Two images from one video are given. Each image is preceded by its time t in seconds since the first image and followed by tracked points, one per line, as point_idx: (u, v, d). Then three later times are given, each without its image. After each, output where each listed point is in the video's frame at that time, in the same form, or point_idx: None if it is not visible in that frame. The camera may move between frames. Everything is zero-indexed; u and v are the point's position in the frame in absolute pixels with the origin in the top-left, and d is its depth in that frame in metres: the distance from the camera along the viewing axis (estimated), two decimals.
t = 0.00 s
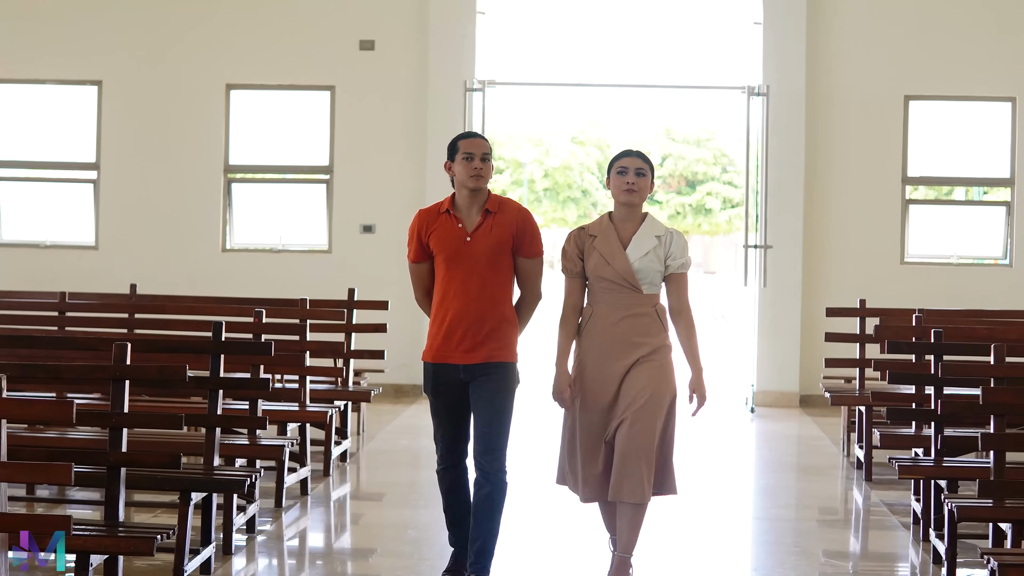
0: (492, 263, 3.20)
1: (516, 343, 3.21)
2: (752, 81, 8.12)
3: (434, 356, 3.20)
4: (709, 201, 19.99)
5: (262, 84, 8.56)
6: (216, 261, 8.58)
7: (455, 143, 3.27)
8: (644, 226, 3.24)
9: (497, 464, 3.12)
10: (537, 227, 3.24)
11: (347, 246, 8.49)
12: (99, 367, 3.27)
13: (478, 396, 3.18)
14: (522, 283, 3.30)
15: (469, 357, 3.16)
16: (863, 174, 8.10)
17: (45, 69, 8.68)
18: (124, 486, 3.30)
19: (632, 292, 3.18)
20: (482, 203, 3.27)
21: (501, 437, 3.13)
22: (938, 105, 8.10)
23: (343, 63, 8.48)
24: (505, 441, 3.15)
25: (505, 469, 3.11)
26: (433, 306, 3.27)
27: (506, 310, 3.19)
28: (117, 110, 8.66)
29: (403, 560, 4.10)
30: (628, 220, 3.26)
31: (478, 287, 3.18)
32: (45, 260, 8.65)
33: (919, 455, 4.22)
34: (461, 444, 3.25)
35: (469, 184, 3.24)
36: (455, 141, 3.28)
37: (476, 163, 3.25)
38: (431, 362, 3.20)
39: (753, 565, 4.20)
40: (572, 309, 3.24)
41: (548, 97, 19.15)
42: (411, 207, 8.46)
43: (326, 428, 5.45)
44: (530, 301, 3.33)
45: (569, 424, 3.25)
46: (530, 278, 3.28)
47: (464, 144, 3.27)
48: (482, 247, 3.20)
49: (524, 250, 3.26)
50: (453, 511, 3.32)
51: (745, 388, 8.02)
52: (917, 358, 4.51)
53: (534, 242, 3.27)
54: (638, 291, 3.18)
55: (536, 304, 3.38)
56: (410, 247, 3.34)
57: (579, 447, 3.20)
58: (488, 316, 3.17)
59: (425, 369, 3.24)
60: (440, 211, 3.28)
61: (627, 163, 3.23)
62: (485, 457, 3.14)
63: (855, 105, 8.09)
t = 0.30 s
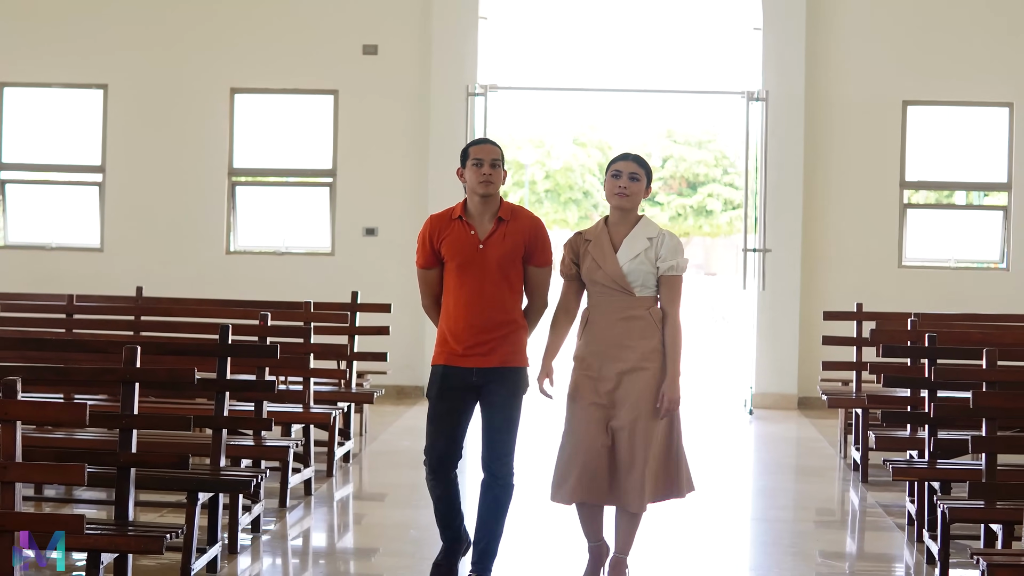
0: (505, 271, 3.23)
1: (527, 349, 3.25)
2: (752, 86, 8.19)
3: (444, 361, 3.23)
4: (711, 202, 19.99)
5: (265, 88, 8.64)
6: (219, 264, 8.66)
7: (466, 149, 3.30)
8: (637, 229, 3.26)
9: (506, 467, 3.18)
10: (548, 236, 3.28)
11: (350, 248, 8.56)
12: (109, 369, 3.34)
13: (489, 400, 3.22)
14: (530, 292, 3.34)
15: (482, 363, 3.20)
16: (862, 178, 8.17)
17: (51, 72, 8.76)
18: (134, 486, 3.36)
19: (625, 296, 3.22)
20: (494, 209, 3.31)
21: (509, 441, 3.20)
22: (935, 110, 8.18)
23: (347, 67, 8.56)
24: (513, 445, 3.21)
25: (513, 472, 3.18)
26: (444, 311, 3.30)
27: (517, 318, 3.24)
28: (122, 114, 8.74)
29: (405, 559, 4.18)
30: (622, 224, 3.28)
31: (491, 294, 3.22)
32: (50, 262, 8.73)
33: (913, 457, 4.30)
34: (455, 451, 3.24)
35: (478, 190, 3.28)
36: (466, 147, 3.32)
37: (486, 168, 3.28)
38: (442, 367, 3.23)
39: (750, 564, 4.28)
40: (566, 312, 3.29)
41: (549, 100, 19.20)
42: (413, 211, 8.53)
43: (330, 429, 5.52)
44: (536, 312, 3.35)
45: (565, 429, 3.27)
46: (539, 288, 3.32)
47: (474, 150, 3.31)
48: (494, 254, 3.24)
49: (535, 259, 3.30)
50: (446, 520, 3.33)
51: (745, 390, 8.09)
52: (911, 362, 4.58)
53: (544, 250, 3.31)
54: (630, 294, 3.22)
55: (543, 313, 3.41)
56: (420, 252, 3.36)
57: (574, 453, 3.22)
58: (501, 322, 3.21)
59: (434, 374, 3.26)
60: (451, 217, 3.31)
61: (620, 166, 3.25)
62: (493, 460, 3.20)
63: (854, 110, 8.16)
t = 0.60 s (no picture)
0: (507, 276, 3.25)
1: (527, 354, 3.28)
2: (747, 89, 8.25)
3: (447, 363, 3.24)
4: (709, 202, 20.02)
5: (265, 91, 8.70)
6: (219, 266, 8.72)
7: (464, 155, 3.28)
8: (628, 235, 3.29)
9: (504, 470, 3.24)
10: (549, 244, 3.31)
11: (349, 250, 8.63)
12: (113, 373, 3.40)
13: (490, 405, 3.25)
14: (528, 298, 3.34)
15: (485, 367, 3.22)
16: (857, 179, 8.24)
17: (52, 76, 8.82)
18: (138, 487, 3.42)
19: (621, 302, 3.25)
20: (495, 214, 3.31)
21: (508, 443, 3.25)
22: (930, 112, 8.25)
23: (345, 71, 8.62)
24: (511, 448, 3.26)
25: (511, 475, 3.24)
26: (445, 316, 3.30)
27: (518, 323, 3.26)
28: (123, 116, 8.80)
29: (404, 559, 4.23)
30: (612, 231, 3.32)
31: (493, 298, 3.24)
32: (52, 264, 8.79)
33: (904, 458, 4.37)
34: (455, 454, 3.20)
35: (477, 196, 3.26)
36: (464, 152, 3.29)
37: (484, 174, 3.26)
38: (445, 369, 3.23)
39: (745, 563, 4.34)
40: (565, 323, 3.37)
41: (546, 101, 19.23)
42: (412, 213, 8.59)
43: (329, 430, 5.58)
44: (534, 315, 3.35)
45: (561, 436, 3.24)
46: (537, 294, 3.33)
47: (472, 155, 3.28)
48: (496, 260, 3.25)
49: (535, 265, 3.32)
50: (438, 530, 3.23)
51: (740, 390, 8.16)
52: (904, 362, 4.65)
53: (544, 257, 3.33)
54: (624, 300, 3.25)
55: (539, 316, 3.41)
56: (420, 256, 3.34)
57: (579, 464, 3.18)
58: (504, 327, 3.23)
59: (436, 376, 3.25)
60: (452, 222, 3.30)
61: (605, 173, 3.30)
62: (491, 462, 3.25)
63: (849, 112, 8.23)
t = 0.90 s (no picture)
0: (501, 283, 3.24)
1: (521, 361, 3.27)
2: (740, 93, 8.34)
3: (443, 374, 3.20)
4: (703, 203, 20.09)
5: (262, 94, 8.76)
6: (217, 267, 8.78)
7: (451, 162, 3.29)
8: (617, 239, 3.27)
9: (497, 476, 3.25)
10: (540, 250, 3.32)
11: (346, 252, 8.68)
12: (116, 374, 3.46)
13: (487, 414, 3.23)
14: (519, 304, 3.35)
15: (483, 375, 3.19)
16: (849, 182, 8.32)
17: (51, 80, 8.87)
18: (141, 486, 3.48)
19: (616, 308, 3.22)
20: (485, 221, 3.29)
21: (502, 449, 3.25)
22: (922, 115, 8.33)
23: (342, 74, 8.68)
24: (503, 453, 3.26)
25: (503, 480, 3.25)
26: (437, 324, 3.26)
27: (512, 329, 3.25)
28: (122, 119, 8.85)
29: (400, 557, 4.29)
30: (601, 236, 3.29)
31: (488, 305, 3.22)
32: (50, 266, 8.84)
33: (893, 458, 4.44)
34: (453, 462, 3.19)
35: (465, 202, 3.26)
36: (452, 161, 3.30)
37: (471, 180, 3.27)
38: (442, 380, 3.19)
39: (736, 562, 4.41)
40: (553, 329, 3.36)
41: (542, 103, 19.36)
42: (408, 214, 8.66)
43: (326, 430, 5.64)
44: (524, 321, 3.36)
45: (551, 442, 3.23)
46: (528, 300, 3.34)
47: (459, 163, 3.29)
48: (490, 266, 3.23)
49: (526, 271, 3.32)
50: (442, 542, 3.19)
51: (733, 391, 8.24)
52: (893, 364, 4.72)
53: (534, 263, 3.34)
54: (620, 306, 3.23)
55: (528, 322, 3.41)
56: (409, 264, 3.30)
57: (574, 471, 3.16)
58: (499, 334, 3.21)
59: (432, 387, 3.21)
60: (443, 229, 3.28)
61: (587, 179, 3.28)
62: (486, 468, 3.25)
63: (842, 116, 8.31)
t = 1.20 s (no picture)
0: (481, 281, 3.23)
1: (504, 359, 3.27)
2: (731, 96, 8.40)
3: (426, 375, 3.18)
4: (696, 203, 20.16)
5: (257, 96, 8.80)
6: (211, 268, 8.82)
7: (425, 160, 3.27)
8: (605, 236, 3.33)
9: (495, 480, 3.22)
10: (518, 245, 3.32)
11: (340, 252, 8.73)
12: (114, 372, 3.52)
13: (472, 414, 3.22)
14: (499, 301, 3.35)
15: (466, 374, 3.19)
16: (838, 184, 8.40)
17: (46, 81, 8.90)
18: (137, 483, 3.52)
19: (610, 305, 3.26)
20: (461, 218, 3.28)
21: (497, 452, 3.23)
22: (911, 118, 8.41)
23: (337, 76, 8.73)
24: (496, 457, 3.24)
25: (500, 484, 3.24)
26: (418, 324, 3.23)
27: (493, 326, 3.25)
28: (117, 120, 8.88)
29: (393, 555, 4.34)
30: (587, 233, 3.34)
31: (470, 304, 3.21)
32: (46, 266, 8.87)
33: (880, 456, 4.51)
34: (439, 462, 3.18)
35: (442, 199, 3.24)
36: (426, 158, 3.28)
37: (446, 177, 3.25)
38: (424, 382, 3.18)
39: (725, 560, 4.47)
40: (535, 329, 3.28)
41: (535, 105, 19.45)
42: (402, 215, 8.71)
43: (320, 429, 5.69)
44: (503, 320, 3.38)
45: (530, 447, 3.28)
46: (507, 296, 3.34)
47: (433, 160, 3.28)
48: (470, 264, 3.22)
49: (505, 267, 3.32)
50: (430, 544, 3.18)
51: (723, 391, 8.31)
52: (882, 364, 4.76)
53: (513, 259, 3.34)
54: (614, 302, 3.26)
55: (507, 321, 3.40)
56: (386, 265, 3.25)
57: (565, 468, 3.23)
58: (481, 332, 3.21)
59: (414, 389, 3.19)
60: (420, 228, 3.25)
61: (569, 178, 3.28)
62: (481, 470, 3.24)
63: (832, 119, 8.38)
